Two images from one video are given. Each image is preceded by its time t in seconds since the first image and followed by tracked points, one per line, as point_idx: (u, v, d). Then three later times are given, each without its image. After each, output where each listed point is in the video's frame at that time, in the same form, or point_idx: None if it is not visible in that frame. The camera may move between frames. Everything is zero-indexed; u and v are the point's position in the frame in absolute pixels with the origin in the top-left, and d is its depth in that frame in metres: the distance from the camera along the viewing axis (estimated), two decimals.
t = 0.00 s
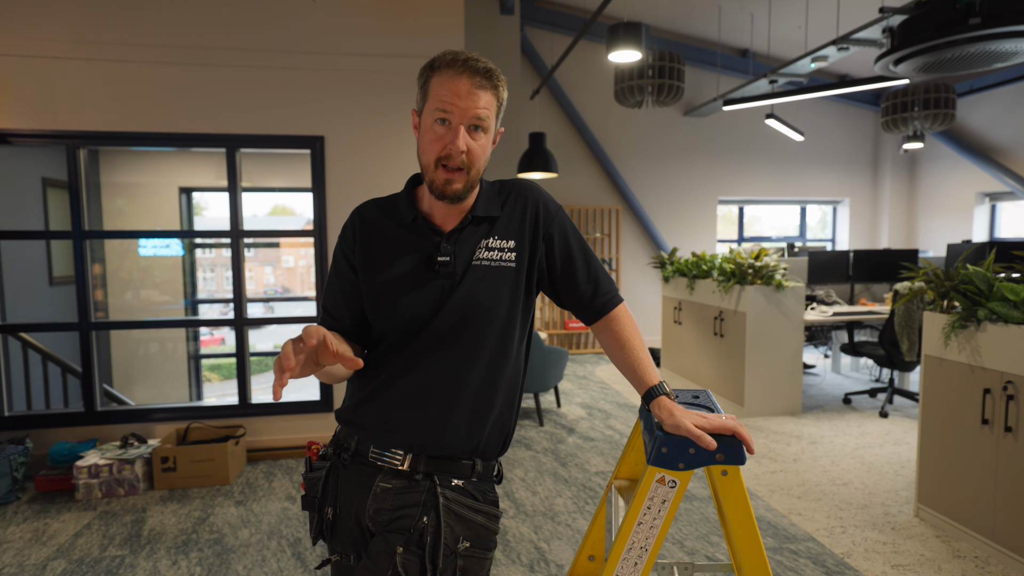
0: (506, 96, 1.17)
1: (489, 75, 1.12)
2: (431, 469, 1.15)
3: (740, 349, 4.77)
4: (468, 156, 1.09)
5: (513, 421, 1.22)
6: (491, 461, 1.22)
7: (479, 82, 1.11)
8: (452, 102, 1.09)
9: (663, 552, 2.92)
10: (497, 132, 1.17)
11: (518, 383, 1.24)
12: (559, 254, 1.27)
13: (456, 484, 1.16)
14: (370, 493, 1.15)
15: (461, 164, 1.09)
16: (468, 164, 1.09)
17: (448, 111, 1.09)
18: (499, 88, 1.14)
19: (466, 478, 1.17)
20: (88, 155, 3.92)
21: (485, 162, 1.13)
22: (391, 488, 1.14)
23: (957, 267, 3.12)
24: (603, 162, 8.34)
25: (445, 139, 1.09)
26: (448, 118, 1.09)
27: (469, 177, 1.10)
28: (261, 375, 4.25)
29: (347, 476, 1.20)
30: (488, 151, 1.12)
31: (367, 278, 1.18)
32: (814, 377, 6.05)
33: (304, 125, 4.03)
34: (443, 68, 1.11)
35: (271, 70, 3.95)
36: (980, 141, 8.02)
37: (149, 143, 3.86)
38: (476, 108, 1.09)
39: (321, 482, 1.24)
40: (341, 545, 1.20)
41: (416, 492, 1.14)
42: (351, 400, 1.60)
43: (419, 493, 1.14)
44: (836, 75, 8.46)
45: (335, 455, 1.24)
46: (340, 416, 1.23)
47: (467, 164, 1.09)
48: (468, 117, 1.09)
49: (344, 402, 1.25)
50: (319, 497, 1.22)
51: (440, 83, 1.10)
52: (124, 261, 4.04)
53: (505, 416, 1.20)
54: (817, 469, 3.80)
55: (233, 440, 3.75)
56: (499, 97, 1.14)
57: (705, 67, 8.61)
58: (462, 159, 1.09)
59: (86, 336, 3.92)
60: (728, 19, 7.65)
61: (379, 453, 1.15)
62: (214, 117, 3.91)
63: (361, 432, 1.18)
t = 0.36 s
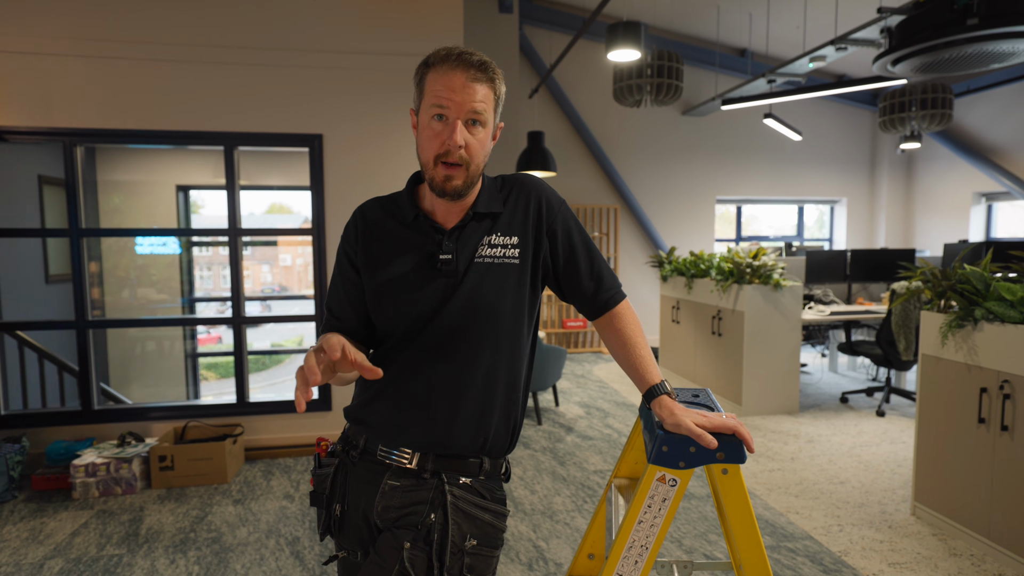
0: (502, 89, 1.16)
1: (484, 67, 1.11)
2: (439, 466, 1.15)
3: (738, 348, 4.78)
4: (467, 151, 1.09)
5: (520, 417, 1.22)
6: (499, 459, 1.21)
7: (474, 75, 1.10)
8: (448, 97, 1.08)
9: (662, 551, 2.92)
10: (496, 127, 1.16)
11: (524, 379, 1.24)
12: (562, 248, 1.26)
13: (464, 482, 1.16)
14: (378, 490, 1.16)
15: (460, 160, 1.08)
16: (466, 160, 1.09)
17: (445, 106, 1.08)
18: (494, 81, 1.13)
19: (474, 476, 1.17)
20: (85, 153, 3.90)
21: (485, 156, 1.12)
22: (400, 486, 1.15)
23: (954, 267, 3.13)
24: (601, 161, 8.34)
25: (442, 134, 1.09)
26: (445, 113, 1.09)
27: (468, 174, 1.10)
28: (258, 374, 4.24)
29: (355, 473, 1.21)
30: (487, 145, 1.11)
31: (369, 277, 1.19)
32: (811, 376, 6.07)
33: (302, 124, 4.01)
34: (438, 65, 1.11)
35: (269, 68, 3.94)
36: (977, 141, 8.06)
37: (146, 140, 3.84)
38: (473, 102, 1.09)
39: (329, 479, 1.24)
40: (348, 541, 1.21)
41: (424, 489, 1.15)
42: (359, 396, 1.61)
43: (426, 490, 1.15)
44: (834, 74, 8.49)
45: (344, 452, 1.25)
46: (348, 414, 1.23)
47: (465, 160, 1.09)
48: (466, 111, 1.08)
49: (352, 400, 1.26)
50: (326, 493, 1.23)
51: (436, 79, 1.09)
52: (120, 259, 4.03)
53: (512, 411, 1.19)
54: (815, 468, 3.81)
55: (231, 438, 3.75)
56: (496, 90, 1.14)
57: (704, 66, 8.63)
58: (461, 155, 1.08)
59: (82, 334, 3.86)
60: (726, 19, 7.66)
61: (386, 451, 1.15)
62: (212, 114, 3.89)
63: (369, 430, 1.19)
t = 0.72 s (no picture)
0: (532, 90, 1.17)
1: (512, 66, 1.12)
2: (445, 469, 1.15)
3: (736, 347, 4.80)
4: (491, 151, 1.09)
5: (526, 420, 1.23)
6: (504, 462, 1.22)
7: (502, 73, 1.11)
8: (474, 97, 1.09)
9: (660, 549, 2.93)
10: (522, 130, 1.17)
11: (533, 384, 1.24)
12: (580, 255, 1.27)
13: (469, 485, 1.16)
14: (383, 492, 1.16)
15: (484, 161, 1.09)
16: (490, 161, 1.09)
17: (471, 104, 1.09)
18: (523, 82, 1.14)
19: (479, 479, 1.17)
20: (81, 151, 3.88)
21: (510, 157, 1.12)
22: (404, 487, 1.15)
23: (951, 267, 3.15)
24: (599, 160, 8.35)
25: (467, 134, 1.09)
26: (471, 111, 1.09)
27: (492, 176, 1.10)
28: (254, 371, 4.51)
29: (361, 473, 1.21)
30: (512, 146, 1.12)
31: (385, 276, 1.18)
32: (808, 375, 6.10)
33: (300, 123, 4.01)
34: (467, 62, 1.12)
35: (267, 67, 3.93)
36: (973, 141, 8.10)
37: (143, 139, 3.82)
38: (500, 101, 1.09)
39: (334, 478, 1.25)
40: (351, 541, 1.22)
41: (430, 491, 1.15)
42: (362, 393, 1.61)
43: (432, 492, 1.15)
44: (831, 75, 8.52)
45: (348, 452, 1.25)
46: (356, 411, 1.23)
47: (489, 161, 1.09)
48: (492, 110, 1.09)
49: (359, 397, 1.25)
50: (331, 493, 1.23)
51: (464, 75, 1.10)
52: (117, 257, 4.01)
53: (517, 415, 1.21)
54: (812, 467, 3.82)
55: (229, 437, 3.74)
56: (524, 91, 1.14)
57: (701, 66, 8.65)
58: (485, 156, 1.08)
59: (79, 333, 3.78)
60: (724, 19, 7.68)
61: (392, 453, 1.15)
62: (210, 113, 3.88)
63: (376, 430, 1.18)
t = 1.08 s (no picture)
0: (565, 101, 1.12)
1: (549, 79, 1.08)
2: (458, 471, 1.16)
3: (732, 346, 4.82)
4: (520, 168, 1.06)
5: (536, 420, 1.26)
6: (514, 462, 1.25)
7: (538, 88, 1.07)
8: (507, 110, 1.05)
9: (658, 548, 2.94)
10: (553, 141, 1.13)
11: (543, 385, 1.27)
12: (596, 261, 1.30)
13: (483, 485, 1.18)
14: (396, 495, 1.16)
15: (513, 177, 1.06)
16: (518, 177, 1.06)
17: (503, 118, 1.05)
18: (558, 94, 1.10)
19: (492, 479, 1.19)
20: (76, 149, 3.86)
21: (538, 173, 1.10)
22: (418, 490, 1.15)
23: (946, 267, 3.17)
24: (596, 160, 8.36)
25: (497, 147, 1.06)
26: (502, 125, 1.06)
27: (518, 190, 1.08)
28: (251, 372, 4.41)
29: (370, 476, 1.20)
30: (541, 162, 1.09)
31: (401, 278, 1.15)
32: (804, 374, 6.13)
33: (297, 122, 3.99)
34: (501, 70, 1.07)
35: (264, 66, 3.92)
36: (967, 142, 8.16)
37: (138, 137, 3.80)
38: (534, 117, 1.05)
39: (343, 482, 1.23)
40: (360, 545, 1.20)
41: (444, 493, 1.15)
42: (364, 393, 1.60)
43: (446, 494, 1.16)
44: (827, 75, 8.57)
45: (358, 455, 1.24)
46: (366, 412, 1.23)
47: (518, 176, 1.07)
48: (525, 125, 1.05)
49: (368, 398, 1.25)
50: (340, 497, 1.22)
51: (498, 86, 1.06)
52: (110, 257, 3.98)
53: (528, 416, 1.24)
54: (808, 466, 3.84)
55: (225, 437, 3.72)
56: (558, 103, 1.10)
57: (698, 66, 8.68)
58: (513, 172, 1.06)
59: (74, 332, 3.80)
60: (721, 19, 7.70)
61: (402, 455, 1.16)
62: (205, 111, 3.86)
63: (387, 431, 1.18)
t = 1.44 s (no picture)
0: (575, 110, 1.13)
1: (562, 88, 1.08)
2: (462, 473, 1.16)
3: (726, 346, 4.84)
4: (531, 176, 1.07)
5: (539, 422, 1.27)
6: (517, 464, 1.25)
7: (550, 96, 1.06)
8: (519, 118, 1.05)
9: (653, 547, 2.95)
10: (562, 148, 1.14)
11: (545, 388, 1.28)
12: (601, 267, 1.33)
13: (486, 487, 1.18)
14: (399, 498, 1.16)
15: (523, 184, 1.06)
16: (529, 184, 1.07)
17: (515, 126, 1.05)
18: (569, 103, 1.10)
19: (495, 482, 1.19)
20: (68, 148, 3.82)
21: (547, 179, 1.11)
22: (422, 492, 1.15)
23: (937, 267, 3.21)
24: (591, 160, 8.38)
25: (508, 154, 1.06)
26: (514, 133, 1.06)
27: (528, 196, 1.09)
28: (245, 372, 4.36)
29: (373, 479, 1.20)
30: (551, 170, 1.10)
31: (408, 279, 1.15)
32: (798, 373, 6.17)
33: (291, 121, 3.97)
34: (514, 76, 1.06)
35: (257, 65, 3.90)
36: (958, 143, 8.25)
37: (130, 136, 3.77)
38: (546, 126, 1.06)
39: (345, 484, 1.23)
40: (361, 547, 1.20)
41: (447, 495, 1.16)
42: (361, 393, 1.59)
43: (450, 496, 1.16)
44: (820, 77, 8.63)
45: (360, 457, 1.24)
46: (368, 414, 1.23)
47: (528, 183, 1.07)
48: (536, 134, 1.06)
49: (370, 400, 1.25)
50: (341, 499, 1.21)
51: (510, 93, 1.05)
52: (102, 256, 3.95)
53: (532, 419, 1.25)
54: (802, 464, 3.87)
55: (219, 438, 3.70)
56: (569, 112, 1.10)
57: (693, 67, 8.72)
58: (524, 179, 1.06)
59: (65, 332, 3.80)
60: (715, 21, 7.74)
61: (405, 456, 1.15)
62: (199, 110, 3.84)
63: (390, 433, 1.18)
